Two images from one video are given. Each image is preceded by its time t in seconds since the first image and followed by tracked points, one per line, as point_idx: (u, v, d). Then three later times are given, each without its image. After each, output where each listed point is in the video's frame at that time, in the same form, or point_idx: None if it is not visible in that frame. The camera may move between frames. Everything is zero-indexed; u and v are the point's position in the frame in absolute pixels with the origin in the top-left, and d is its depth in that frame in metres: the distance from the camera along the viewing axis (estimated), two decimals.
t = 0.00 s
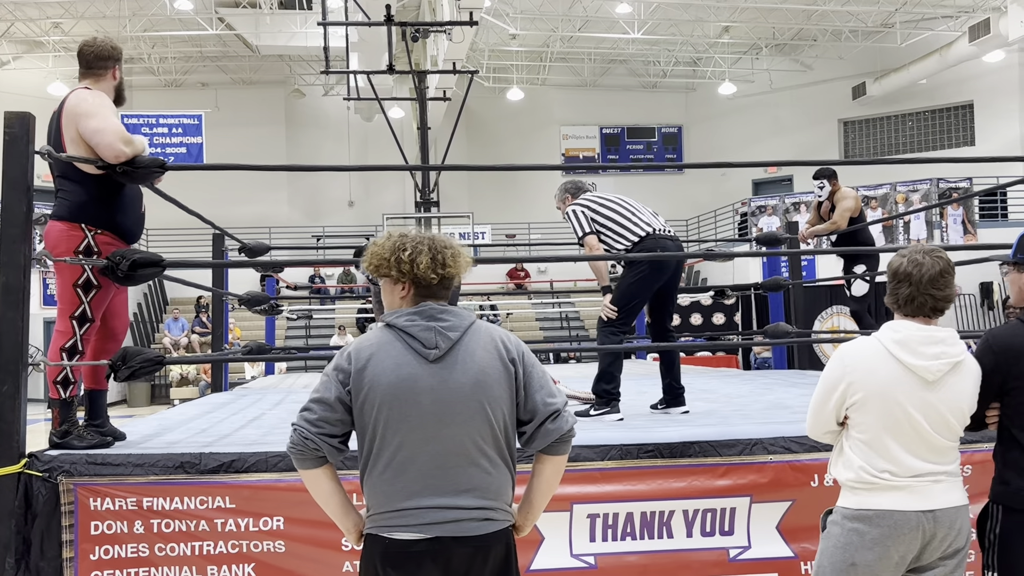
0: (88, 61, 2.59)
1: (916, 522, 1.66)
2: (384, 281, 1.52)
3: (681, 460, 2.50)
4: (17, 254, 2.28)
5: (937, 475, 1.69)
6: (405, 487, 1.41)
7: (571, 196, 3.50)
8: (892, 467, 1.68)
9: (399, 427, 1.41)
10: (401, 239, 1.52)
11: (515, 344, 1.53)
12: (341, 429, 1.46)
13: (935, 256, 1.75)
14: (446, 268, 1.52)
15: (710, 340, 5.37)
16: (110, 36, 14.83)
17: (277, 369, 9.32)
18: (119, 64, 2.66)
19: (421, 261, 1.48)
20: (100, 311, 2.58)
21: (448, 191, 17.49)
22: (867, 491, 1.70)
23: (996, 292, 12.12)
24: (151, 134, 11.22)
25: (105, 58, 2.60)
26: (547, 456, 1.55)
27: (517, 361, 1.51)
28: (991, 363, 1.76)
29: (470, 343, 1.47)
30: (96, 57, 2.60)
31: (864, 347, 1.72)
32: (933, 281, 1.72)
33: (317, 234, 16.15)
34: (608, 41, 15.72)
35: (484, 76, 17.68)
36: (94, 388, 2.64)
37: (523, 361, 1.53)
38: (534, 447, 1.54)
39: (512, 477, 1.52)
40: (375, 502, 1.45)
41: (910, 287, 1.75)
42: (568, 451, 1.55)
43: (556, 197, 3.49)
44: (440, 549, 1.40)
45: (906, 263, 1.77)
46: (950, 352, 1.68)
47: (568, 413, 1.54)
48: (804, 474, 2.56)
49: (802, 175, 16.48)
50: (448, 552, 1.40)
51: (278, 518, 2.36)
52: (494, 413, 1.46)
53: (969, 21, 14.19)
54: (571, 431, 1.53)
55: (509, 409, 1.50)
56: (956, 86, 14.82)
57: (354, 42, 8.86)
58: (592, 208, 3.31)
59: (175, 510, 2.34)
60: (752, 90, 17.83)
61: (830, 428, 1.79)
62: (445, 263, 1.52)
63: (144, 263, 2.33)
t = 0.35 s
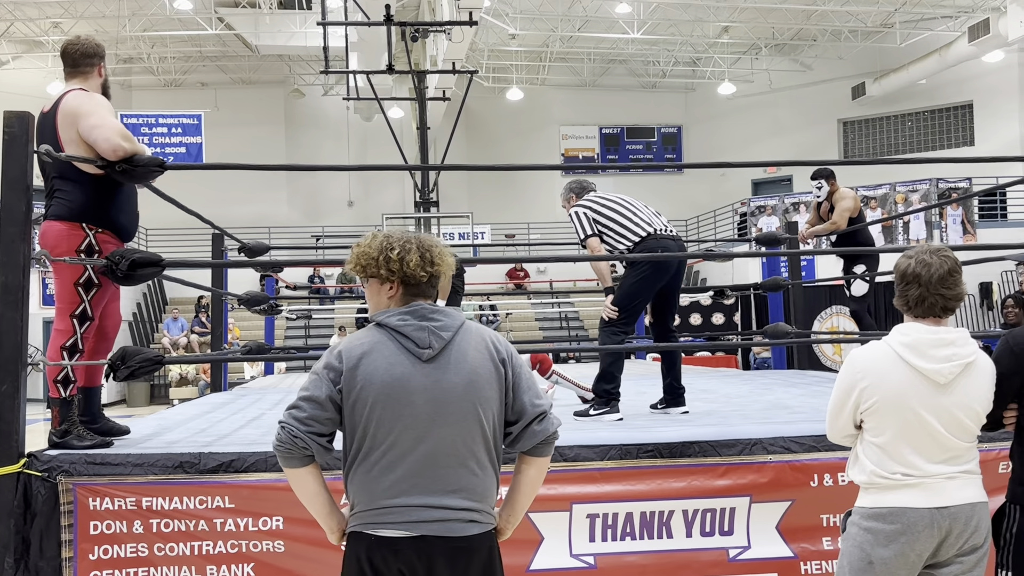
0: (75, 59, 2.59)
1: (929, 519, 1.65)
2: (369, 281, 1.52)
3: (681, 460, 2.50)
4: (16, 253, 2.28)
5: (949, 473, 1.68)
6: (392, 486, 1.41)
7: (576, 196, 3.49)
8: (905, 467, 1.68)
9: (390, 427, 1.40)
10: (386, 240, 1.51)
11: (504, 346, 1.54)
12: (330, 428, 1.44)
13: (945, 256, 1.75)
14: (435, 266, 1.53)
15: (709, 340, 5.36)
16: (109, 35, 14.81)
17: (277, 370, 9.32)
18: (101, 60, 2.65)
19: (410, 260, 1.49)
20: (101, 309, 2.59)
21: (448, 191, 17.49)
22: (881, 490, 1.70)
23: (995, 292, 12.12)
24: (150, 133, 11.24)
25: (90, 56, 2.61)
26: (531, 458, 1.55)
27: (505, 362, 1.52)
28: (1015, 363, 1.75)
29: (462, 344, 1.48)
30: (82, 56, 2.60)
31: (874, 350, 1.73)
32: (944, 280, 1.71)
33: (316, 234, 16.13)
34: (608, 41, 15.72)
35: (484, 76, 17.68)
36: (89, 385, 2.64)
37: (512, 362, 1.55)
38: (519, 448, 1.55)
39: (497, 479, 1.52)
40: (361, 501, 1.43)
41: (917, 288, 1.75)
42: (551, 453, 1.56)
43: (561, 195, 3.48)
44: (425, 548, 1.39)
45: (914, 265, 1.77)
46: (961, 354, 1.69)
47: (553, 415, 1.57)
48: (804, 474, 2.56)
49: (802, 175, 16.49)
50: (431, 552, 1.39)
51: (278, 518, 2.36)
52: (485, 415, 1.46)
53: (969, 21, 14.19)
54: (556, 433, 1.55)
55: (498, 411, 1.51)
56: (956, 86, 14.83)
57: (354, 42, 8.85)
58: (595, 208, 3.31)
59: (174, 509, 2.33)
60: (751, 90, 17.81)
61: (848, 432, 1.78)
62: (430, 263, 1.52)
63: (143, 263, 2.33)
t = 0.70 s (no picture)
0: (64, 64, 2.59)
1: (922, 520, 1.65)
2: (361, 283, 1.51)
3: (680, 460, 2.50)
4: (16, 254, 2.28)
5: (940, 473, 1.68)
6: (385, 488, 1.40)
7: (576, 197, 3.50)
8: (897, 470, 1.68)
9: (389, 429, 1.41)
10: (375, 243, 1.51)
11: (495, 352, 1.58)
12: (326, 430, 1.43)
13: (932, 260, 1.75)
14: (425, 271, 1.55)
15: (709, 340, 5.36)
16: (109, 35, 14.81)
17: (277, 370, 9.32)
18: (92, 61, 2.66)
19: (413, 260, 1.51)
20: (94, 308, 2.60)
21: (448, 191, 17.51)
22: (874, 492, 1.71)
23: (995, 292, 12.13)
24: (150, 134, 11.26)
25: (79, 60, 2.61)
26: (514, 461, 1.59)
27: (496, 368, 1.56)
28: (1011, 364, 1.74)
29: (459, 348, 1.50)
30: (71, 60, 2.60)
31: (864, 354, 1.73)
32: (929, 283, 1.71)
33: (316, 234, 16.13)
34: (608, 41, 15.72)
35: (484, 76, 17.69)
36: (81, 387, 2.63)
37: (502, 368, 1.59)
38: (503, 451, 1.59)
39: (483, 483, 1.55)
40: (350, 501, 1.42)
41: (902, 291, 1.75)
42: (533, 458, 1.61)
43: (563, 196, 3.49)
44: (414, 551, 1.39)
45: (900, 269, 1.77)
46: (949, 356, 1.68)
47: (537, 421, 1.62)
48: (804, 474, 2.56)
49: (802, 176, 16.49)
50: (419, 555, 1.39)
51: (277, 518, 2.36)
52: (479, 419, 1.49)
53: (968, 21, 14.20)
54: (540, 437, 1.60)
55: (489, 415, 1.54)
56: (955, 87, 14.84)
57: (354, 42, 8.84)
58: (594, 210, 3.32)
59: (173, 510, 2.33)
60: (751, 90, 17.79)
61: (840, 434, 1.79)
62: (413, 263, 1.52)
63: (143, 263, 2.33)
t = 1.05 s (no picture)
0: (72, 71, 2.61)
1: (885, 521, 1.66)
2: (377, 285, 1.51)
3: (680, 461, 2.50)
4: (17, 255, 2.28)
5: (904, 475, 1.68)
6: (416, 487, 1.41)
7: (576, 199, 3.50)
8: (859, 470, 1.69)
9: (420, 428, 1.41)
10: (383, 243, 1.51)
11: (507, 346, 1.60)
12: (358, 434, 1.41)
13: (906, 262, 1.76)
14: (433, 271, 1.53)
15: (710, 340, 5.37)
16: (110, 36, 14.82)
17: (277, 371, 9.34)
18: (100, 70, 2.67)
19: (432, 260, 1.53)
20: (98, 308, 2.61)
21: (448, 192, 17.50)
22: (840, 491, 1.71)
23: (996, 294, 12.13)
24: (151, 134, 11.27)
25: (88, 67, 2.63)
26: (527, 453, 1.62)
27: (511, 361, 1.58)
28: (994, 365, 1.75)
29: (477, 343, 1.52)
30: (80, 67, 2.62)
31: (833, 357, 1.74)
32: (898, 285, 1.72)
33: (317, 235, 16.15)
34: (608, 42, 15.73)
35: (484, 77, 17.68)
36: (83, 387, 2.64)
37: (514, 361, 1.61)
38: (518, 443, 1.61)
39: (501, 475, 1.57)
40: (380, 502, 1.41)
41: (874, 292, 1.76)
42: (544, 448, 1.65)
43: (562, 197, 3.49)
44: (450, 546, 1.41)
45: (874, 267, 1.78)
46: (915, 362, 1.68)
47: (548, 411, 1.65)
48: (803, 475, 2.56)
49: (802, 177, 16.48)
50: (456, 549, 1.41)
51: (277, 519, 2.36)
52: (499, 413, 1.51)
53: (969, 22, 14.18)
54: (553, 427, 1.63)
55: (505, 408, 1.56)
56: (956, 88, 14.83)
57: (354, 43, 8.84)
58: (592, 213, 3.32)
59: (174, 510, 2.34)
60: (752, 91, 17.76)
61: (811, 431, 1.79)
62: (428, 262, 1.52)
63: (143, 264, 2.34)
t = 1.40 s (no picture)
0: (78, 74, 2.63)
1: (846, 519, 1.67)
2: (396, 288, 1.51)
3: (682, 462, 2.50)
4: (19, 255, 2.28)
5: (870, 477, 1.68)
6: (447, 486, 1.41)
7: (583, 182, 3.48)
8: (828, 465, 1.71)
9: (448, 427, 1.42)
10: (395, 245, 1.51)
11: (530, 341, 1.60)
12: (386, 435, 1.42)
13: (893, 260, 1.76)
14: (449, 268, 1.53)
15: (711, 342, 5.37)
16: (112, 38, 14.82)
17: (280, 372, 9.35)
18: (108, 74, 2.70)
19: (450, 259, 1.53)
20: (104, 309, 2.62)
21: (449, 193, 17.50)
22: (806, 485, 1.74)
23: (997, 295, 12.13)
24: (152, 135, 11.26)
25: (94, 70, 2.65)
26: (557, 447, 1.62)
27: (535, 357, 1.58)
28: (978, 365, 1.77)
29: (500, 339, 1.52)
30: (86, 71, 2.64)
31: (810, 350, 1.78)
32: (887, 283, 1.73)
33: (318, 236, 16.15)
34: (609, 42, 15.73)
35: (485, 78, 17.68)
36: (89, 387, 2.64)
37: (538, 356, 1.61)
38: (546, 438, 1.61)
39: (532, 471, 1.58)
40: (413, 505, 1.42)
41: (871, 292, 1.75)
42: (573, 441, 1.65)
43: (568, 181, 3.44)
44: (485, 544, 1.42)
45: (859, 267, 1.78)
46: (891, 360, 1.69)
47: (574, 404, 1.66)
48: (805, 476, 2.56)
49: (803, 178, 16.48)
50: (492, 546, 1.43)
51: (279, 519, 2.36)
52: (525, 409, 1.51)
53: (970, 23, 14.17)
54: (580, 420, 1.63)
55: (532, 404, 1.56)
56: (958, 88, 14.83)
57: (355, 45, 8.85)
58: (598, 203, 3.31)
59: (178, 511, 2.34)
60: (753, 92, 17.75)
61: (786, 426, 1.83)
62: (446, 259, 1.53)
63: (146, 265, 2.34)
